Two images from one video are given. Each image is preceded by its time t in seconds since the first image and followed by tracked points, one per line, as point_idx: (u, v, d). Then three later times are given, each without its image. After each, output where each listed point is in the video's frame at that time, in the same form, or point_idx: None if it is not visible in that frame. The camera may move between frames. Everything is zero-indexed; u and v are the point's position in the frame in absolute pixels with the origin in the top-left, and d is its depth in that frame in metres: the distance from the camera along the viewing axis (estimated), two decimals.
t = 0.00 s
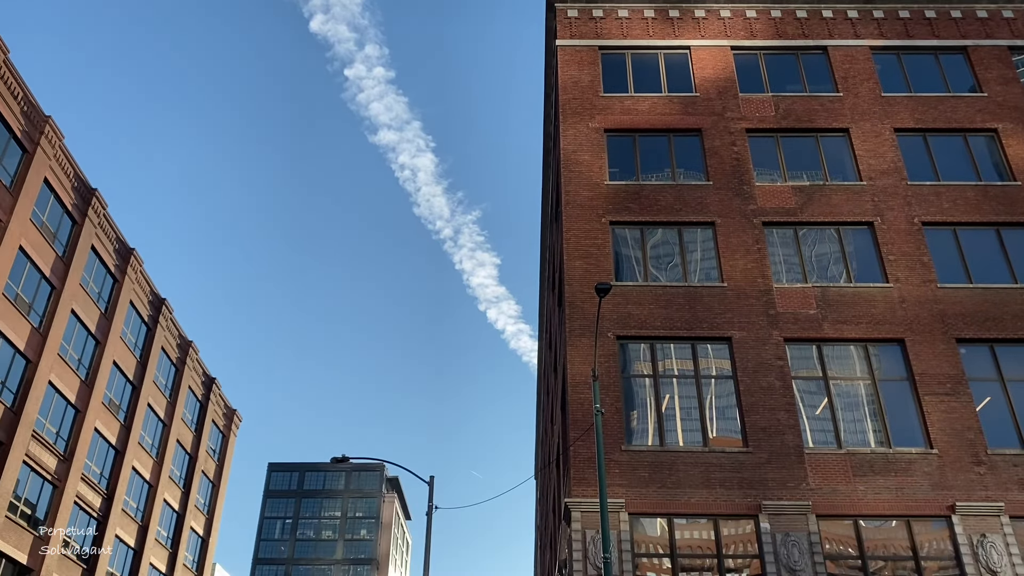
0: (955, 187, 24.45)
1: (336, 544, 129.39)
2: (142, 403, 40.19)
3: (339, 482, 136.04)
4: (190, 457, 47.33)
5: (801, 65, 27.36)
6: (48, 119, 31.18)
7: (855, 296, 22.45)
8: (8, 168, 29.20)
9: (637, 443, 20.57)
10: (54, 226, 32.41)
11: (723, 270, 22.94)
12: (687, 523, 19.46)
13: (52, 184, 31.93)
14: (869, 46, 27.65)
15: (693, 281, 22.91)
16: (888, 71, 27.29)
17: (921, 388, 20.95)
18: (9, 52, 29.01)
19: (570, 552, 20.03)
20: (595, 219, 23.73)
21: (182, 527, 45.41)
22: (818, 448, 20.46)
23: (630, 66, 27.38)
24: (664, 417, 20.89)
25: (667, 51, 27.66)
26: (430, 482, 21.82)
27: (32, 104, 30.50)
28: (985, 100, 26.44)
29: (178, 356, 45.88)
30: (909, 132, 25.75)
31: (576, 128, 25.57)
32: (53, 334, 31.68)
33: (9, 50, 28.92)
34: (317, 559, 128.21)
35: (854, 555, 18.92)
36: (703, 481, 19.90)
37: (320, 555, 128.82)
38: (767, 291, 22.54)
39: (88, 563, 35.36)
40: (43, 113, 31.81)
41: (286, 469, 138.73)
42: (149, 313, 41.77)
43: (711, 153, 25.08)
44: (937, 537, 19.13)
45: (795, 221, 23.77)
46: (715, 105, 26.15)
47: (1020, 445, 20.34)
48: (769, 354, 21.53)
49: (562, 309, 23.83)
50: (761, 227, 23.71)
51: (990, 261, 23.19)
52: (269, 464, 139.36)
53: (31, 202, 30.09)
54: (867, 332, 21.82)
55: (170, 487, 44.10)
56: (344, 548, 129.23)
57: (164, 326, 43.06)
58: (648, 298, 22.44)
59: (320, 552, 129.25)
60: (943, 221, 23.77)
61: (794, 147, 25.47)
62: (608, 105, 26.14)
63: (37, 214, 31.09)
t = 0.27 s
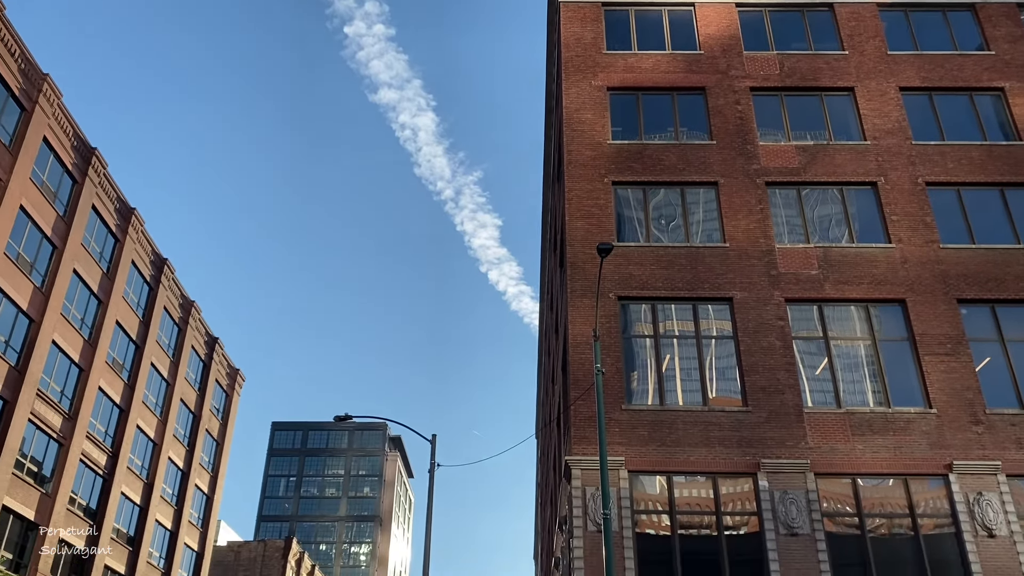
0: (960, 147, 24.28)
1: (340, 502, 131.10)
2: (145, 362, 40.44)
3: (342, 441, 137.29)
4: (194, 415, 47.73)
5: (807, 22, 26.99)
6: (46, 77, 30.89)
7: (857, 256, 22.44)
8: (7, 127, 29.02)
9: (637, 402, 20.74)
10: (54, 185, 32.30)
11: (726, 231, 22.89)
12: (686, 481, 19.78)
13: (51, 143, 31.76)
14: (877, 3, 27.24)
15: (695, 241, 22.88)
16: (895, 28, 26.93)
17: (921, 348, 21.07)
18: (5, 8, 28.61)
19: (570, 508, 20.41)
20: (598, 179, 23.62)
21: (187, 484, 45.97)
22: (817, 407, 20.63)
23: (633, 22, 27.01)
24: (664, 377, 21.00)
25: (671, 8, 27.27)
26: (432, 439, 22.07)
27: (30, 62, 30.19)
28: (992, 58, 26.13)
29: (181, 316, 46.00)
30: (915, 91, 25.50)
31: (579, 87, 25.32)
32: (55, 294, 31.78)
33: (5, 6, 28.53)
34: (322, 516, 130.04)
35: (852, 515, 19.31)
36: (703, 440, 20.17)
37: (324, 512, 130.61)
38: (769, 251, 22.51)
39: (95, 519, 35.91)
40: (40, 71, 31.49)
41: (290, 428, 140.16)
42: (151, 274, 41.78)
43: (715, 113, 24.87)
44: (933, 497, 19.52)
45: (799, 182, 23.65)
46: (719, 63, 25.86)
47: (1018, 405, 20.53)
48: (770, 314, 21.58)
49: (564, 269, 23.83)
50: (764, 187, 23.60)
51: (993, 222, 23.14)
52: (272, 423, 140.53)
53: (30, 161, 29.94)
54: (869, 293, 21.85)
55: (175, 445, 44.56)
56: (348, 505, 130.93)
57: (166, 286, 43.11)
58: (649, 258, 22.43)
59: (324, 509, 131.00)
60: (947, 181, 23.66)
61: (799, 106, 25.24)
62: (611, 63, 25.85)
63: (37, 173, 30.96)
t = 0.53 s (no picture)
0: (965, 106, 24.07)
1: (343, 461, 132.42)
2: (148, 323, 40.59)
3: (344, 402, 138.29)
4: (196, 375, 47.99)
5: None
6: (42, 35, 30.55)
7: (860, 217, 22.37)
8: (4, 86, 28.79)
9: (638, 362, 20.83)
10: (54, 145, 32.13)
11: (728, 191, 22.79)
12: (686, 441, 19.95)
13: (49, 103, 31.53)
14: None
15: (697, 201, 22.80)
16: None
17: (922, 309, 21.10)
18: None
19: (571, 467, 20.65)
20: (600, 139, 23.46)
21: (191, 443, 46.40)
22: (817, 367, 20.72)
23: None
24: (665, 339, 21.05)
25: None
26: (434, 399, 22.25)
27: (26, 19, 29.82)
28: (1000, 16, 25.77)
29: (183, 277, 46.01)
30: (921, 50, 25.21)
31: (581, 45, 25.04)
32: (56, 254, 31.81)
33: None
34: (325, 474, 131.45)
35: (850, 475, 19.52)
36: (702, 400, 20.28)
37: (327, 471, 132.05)
38: (772, 212, 22.44)
39: (101, 477, 36.33)
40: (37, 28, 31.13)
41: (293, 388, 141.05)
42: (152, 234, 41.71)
43: (718, 72, 24.63)
44: (931, 456, 19.72)
45: (802, 142, 23.48)
46: (724, 21, 25.53)
47: (1017, 365, 20.65)
48: (772, 275, 21.57)
49: (565, 230, 23.78)
50: (767, 147, 23.45)
51: (997, 182, 23.02)
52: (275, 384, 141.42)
53: (29, 121, 29.76)
54: (870, 254, 21.82)
55: (178, 405, 44.86)
56: (351, 465, 132.17)
57: (167, 247, 43.06)
58: (651, 219, 22.37)
59: (327, 468, 132.40)
60: (952, 141, 23.49)
61: (803, 65, 24.98)
62: (614, 20, 25.52)
63: (36, 133, 30.78)
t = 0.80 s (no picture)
0: (971, 67, 23.83)
1: (346, 423, 133.45)
2: (150, 286, 40.68)
3: (347, 364, 138.97)
4: (199, 338, 48.18)
5: None
6: None
7: (862, 179, 22.28)
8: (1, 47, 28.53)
9: (639, 324, 20.89)
10: (52, 107, 31.92)
11: (731, 153, 22.67)
12: (686, 404, 20.06)
13: (47, 64, 31.26)
14: None
15: (699, 163, 22.70)
16: None
17: (923, 272, 21.10)
18: None
19: (571, 429, 20.84)
20: (602, 101, 23.27)
21: (195, 406, 46.77)
22: (817, 330, 20.78)
23: None
24: (665, 302, 21.08)
25: None
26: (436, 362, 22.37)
27: None
28: None
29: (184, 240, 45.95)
30: (928, 10, 24.90)
31: (584, 5, 24.73)
32: (57, 217, 31.79)
33: None
34: (328, 436, 132.54)
35: (848, 437, 19.66)
36: (702, 362, 20.37)
37: (330, 433, 133.22)
38: (774, 174, 22.34)
39: (106, 439, 36.73)
40: None
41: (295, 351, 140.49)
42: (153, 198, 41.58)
43: (722, 32, 24.37)
44: (930, 418, 19.84)
45: (806, 103, 23.30)
46: None
47: (1017, 327, 20.72)
48: (773, 238, 21.54)
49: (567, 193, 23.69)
50: (770, 108, 23.27)
51: (1001, 144, 22.88)
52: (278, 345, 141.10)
53: (26, 82, 29.53)
54: (872, 216, 21.76)
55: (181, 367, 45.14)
56: (354, 427, 133.23)
57: (168, 210, 42.94)
58: (653, 182, 22.27)
59: (331, 429, 133.59)
60: (957, 103, 23.31)
61: (808, 26, 24.69)
62: None
63: (34, 95, 30.55)
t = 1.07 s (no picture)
0: (978, 30, 23.57)
1: (348, 388, 134.20)
2: (151, 252, 40.68)
3: (349, 330, 139.44)
4: (200, 304, 48.24)
5: None
6: None
7: (865, 143, 22.16)
8: None
9: (640, 289, 20.90)
10: (49, 71, 31.66)
11: (733, 117, 22.52)
12: (686, 368, 20.13)
13: (43, 27, 30.94)
14: None
15: (701, 127, 22.57)
16: None
17: (925, 237, 21.07)
18: None
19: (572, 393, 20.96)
20: (604, 64, 23.05)
21: (197, 370, 47.00)
22: (818, 294, 20.81)
23: None
24: (667, 268, 21.07)
25: None
26: (437, 326, 22.43)
27: None
28: None
29: (184, 205, 45.80)
30: None
31: None
32: (57, 182, 31.71)
33: None
34: (330, 401, 133.34)
35: (848, 401, 19.76)
36: (703, 326, 20.41)
37: (333, 398, 134.09)
38: (777, 138, 22.22)
39: (110, 404, 37.01)
40: None
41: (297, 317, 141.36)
42: (153, 163, 41.37)
43: None
44: (929, 383, 19.92)
45: (809, 67, 23.08)
46: None
47: (1018, 292, 20.75)
48: (775, 203, 21.47)
49: (568, 158, 23.57)
50: (774, 72, 23.07)
51: (1006, 108, 22.73)
52: (281, 312, 141.66)
53: (23, 46, 29.26)
54: (875, 180, 21.67)
55: (184, 333, 45.32)
56: (356, 393, 134.01)
57: (168, 175, 42.74)
58: (655, 146, 22.15)
59: (333, 394, 134.44)
60: (962, 65, 23.10)
61: None
62: None
63: (31, 58, 30.28)
